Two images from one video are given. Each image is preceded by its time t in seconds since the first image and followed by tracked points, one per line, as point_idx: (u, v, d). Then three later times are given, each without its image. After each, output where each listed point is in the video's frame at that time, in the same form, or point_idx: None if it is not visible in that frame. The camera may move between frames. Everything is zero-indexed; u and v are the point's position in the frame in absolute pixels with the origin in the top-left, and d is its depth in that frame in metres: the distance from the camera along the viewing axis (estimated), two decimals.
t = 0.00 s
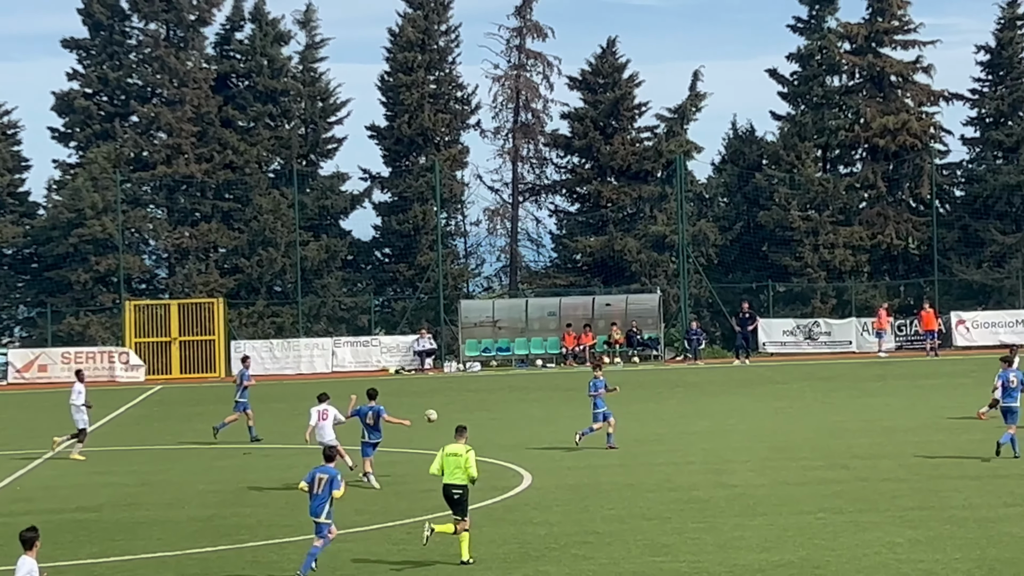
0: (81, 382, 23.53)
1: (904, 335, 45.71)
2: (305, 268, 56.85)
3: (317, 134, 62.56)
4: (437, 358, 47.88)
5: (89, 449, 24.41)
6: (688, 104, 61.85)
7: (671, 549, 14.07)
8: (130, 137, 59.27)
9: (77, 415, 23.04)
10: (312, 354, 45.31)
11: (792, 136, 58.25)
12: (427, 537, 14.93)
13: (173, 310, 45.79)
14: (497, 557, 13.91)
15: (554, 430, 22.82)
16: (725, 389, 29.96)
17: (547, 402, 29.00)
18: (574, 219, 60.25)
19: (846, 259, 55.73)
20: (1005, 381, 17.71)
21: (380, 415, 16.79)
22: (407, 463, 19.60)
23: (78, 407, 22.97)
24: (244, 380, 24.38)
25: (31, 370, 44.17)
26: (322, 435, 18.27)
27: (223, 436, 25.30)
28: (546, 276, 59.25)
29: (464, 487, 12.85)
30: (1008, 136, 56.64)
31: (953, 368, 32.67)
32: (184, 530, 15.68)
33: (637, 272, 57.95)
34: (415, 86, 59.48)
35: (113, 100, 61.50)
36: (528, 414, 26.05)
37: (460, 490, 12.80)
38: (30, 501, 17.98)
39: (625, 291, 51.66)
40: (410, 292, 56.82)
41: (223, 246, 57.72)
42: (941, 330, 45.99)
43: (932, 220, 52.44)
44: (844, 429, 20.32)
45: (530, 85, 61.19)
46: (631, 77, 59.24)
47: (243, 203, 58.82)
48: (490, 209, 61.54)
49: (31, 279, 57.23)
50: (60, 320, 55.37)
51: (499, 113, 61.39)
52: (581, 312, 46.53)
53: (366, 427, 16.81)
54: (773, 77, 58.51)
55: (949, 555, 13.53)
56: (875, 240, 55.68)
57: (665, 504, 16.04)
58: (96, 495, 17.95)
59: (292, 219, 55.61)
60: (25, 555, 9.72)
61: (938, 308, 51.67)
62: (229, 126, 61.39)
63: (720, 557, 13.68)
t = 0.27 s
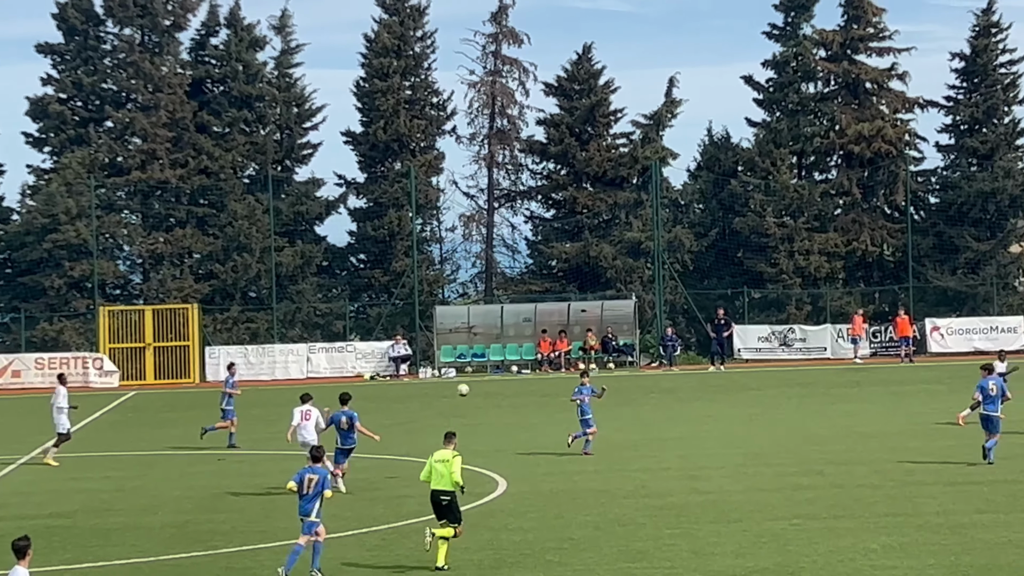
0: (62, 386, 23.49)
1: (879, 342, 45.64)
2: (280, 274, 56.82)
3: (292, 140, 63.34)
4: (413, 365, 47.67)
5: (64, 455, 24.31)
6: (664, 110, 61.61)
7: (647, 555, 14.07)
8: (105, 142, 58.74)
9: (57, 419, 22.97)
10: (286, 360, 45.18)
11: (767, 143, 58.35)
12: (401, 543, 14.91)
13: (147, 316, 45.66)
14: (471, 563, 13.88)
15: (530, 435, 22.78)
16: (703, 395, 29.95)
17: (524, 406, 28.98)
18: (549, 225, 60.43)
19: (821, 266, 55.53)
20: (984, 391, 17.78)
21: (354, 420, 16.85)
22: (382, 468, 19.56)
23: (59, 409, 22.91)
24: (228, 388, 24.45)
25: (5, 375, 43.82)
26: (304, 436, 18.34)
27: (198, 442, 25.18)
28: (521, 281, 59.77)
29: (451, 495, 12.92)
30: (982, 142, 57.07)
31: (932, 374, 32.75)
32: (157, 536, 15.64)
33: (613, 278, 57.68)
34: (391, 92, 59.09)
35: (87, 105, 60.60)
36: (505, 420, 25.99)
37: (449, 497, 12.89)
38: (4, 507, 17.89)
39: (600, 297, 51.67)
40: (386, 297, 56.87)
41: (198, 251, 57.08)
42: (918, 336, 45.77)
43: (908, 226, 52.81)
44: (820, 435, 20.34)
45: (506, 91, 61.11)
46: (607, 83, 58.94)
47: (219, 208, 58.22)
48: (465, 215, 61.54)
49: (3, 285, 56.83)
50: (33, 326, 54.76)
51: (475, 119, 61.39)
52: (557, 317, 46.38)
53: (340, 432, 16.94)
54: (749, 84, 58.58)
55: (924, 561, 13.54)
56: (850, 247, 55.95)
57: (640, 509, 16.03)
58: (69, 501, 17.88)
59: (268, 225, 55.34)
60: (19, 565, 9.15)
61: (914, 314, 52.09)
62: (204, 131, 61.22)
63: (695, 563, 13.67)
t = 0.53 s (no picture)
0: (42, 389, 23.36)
1: (851, 349, 45.91)
2: (252, 280, 56.27)
3: (264, 146, 62.66)
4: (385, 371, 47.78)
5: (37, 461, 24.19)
6: (637, 116, 61.35)
7: (617, 562, 14.05)
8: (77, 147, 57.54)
9: (34, 422, 22.87)
10: (258, 366, 45.09)
11: (740, 149, 58.30)
12: (372, 549, 14.86)
13: (117, 322, 45.57)
14: (441, 570, 13.85)
15: (504, 440, 22.72)
16: (679, 401, 29.92)
17: (499, 412, 28.96)
18: (522, 232, 60.01)
19: (793, 273, 55.59)
20: (960, 396, 17.64)
21: (325, 423, 17.02)
22: (353, 475, 19.48)
23: (37, 412, 22.79)
24: (210, 393, 24.28)
25: None
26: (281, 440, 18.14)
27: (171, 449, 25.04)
28: (494, 289, 58.94)
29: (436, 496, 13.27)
30: (954, 150, 56.56)
31: (908, 381, 32.83)
32: (127, 543, 15.57)
33: (585, 285, 57.51)
34: (363, 98, 58.98)
35: (58, 111, 59.65)
36: (479, 425, 25.93)
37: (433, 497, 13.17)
38: None
39: (572, 304, 51.42)
40: (358, 304, 56.56)
41: (168, 258, 56.52)
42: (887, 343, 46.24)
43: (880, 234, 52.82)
44: (792, 442, 20.35)
45: (478, 97, 61.37)
46: (580, 90, 59.14)
47: (190, 215, 57.55)
48: (437, 222, 61.53)
49: None
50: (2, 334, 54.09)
51: (447, 126, 61.25)
52: (530, 324, 46.29)
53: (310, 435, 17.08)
54: (721, 91, 58.73)
55: (894, 567, 13.55)
56: (822, 254, 55.97)
57: (612, 516, 16.02)
58: (40, 508, 17.79)
59: (239, 230, 54.83)
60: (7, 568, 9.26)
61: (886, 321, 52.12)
62: (175, 137, 60.21)
63: (665, 570, 13.66)
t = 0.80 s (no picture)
0: (18, 392, 23.22)
1: (819, 356, 45.65)
2: (220, 287, 56.47)
3: (234, 152, 62.10)
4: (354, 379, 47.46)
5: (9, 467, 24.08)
6: (608, 124, 61.37)
7: (585, 570, 14.01)
8: (43, 154, 57.20)
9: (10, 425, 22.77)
10: (225, 373, 44.53)
11: (710, 157, 58.21)
12: (339, 557, 14.81)
13: (85, 328, 45.06)
14: None
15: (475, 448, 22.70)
16: (653, 408, 29.89)
17: (473, 419, 28.95)
18: (491, 239, 60.14)
19: (763, 281, 55.64)
20: (935, 400, 18.26)
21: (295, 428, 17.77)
22: (322, 484, 19.42)
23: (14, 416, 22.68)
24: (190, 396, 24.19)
25: None
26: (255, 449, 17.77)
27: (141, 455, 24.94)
28: (464, 295, 59.59)
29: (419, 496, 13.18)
30: (923, 159, 56.11)
31: (884, 389, 32.85)
32: (93, 550, 15.50)
33: (555, 292, 57.39)
34: (332, 104, 58.31)
35: (26, 116, 58.82)
36: (451, 433, 25.87)
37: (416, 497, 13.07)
38: None
39: (541, 310, 51.59)
40: (327, 310, 56.45)
41: (137, 264, 56.04)
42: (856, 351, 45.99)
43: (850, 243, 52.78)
44: (763, 449, 20.36)
45: (447, 105, 60.64)
46: (549, 97, 58.98)
47: (158, 221, 57.12)
48: (408, 228, 60.50)
49: None
50: None
51: (417, 133, 60.58)
52: (499, 331, 46.28)
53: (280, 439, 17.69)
54: (692, 98, 58.67)
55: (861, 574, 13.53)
56: (791, 261, 55.92)
57: (581, 523, 16.01)
58: (9, 515, 17.69)
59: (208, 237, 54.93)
60: None
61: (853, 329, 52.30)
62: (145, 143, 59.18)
63: None
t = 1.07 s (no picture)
0: None
1: (785, 365, 45.83)
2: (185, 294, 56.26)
3: (199, 159, 61.20)
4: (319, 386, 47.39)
5: None
6: (574, 132, 61.81)
7: None
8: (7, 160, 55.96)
9: None
10: (190, 381, 44.35)
11: (677, 165, 58.62)
12: (303, 564, 14.70)
13: (50, 335, 44.78)
14: None
15: (444, 456, 22.62)
16: (623, 416, 29.91)
17: (444, 427, 28.89)
18: (458, 246, 59.61)
19: (729, 288, 56.04)
20: (907, 406, 18.18)
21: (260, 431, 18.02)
22: (288, 492, 19.37)
23: None
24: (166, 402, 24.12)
25: None
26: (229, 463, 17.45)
27: (108, 464, 24.81)
28: (430, 303, 58.64)
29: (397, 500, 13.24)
30: (889, 167, 57.29)
31: (854, 398, 32.95)
32: (55, 558, 15.39)
33: (521, 300, 57.54)
34: (299, 111, 58.61)
35: None
36: (419, 441, 25.81)
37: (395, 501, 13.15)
38: None
39: (508, 317, 51.57)
40: (293, 318, 56.12)
41: (102, 271, 55.75)
42: (822, 359, 46.07)
43: (816, 251, 53.13)
44: (730, 458, 20.32)
45: (415, 112, 60.55)
46: (516, 105, 59.28)
47: (123, 228, 56.80)
48: (374, 235, 59.97)
49: None
50: None
51: (384, 139, 60.70)
52: (465, 339, 46.14)
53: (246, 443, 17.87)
54: (658, 106, 58.75)
55: None
56: (758, 269, 56.34)
57: (546, 530, 15.98)
58: None
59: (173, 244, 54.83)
60: None
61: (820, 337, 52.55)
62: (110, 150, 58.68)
63: None
